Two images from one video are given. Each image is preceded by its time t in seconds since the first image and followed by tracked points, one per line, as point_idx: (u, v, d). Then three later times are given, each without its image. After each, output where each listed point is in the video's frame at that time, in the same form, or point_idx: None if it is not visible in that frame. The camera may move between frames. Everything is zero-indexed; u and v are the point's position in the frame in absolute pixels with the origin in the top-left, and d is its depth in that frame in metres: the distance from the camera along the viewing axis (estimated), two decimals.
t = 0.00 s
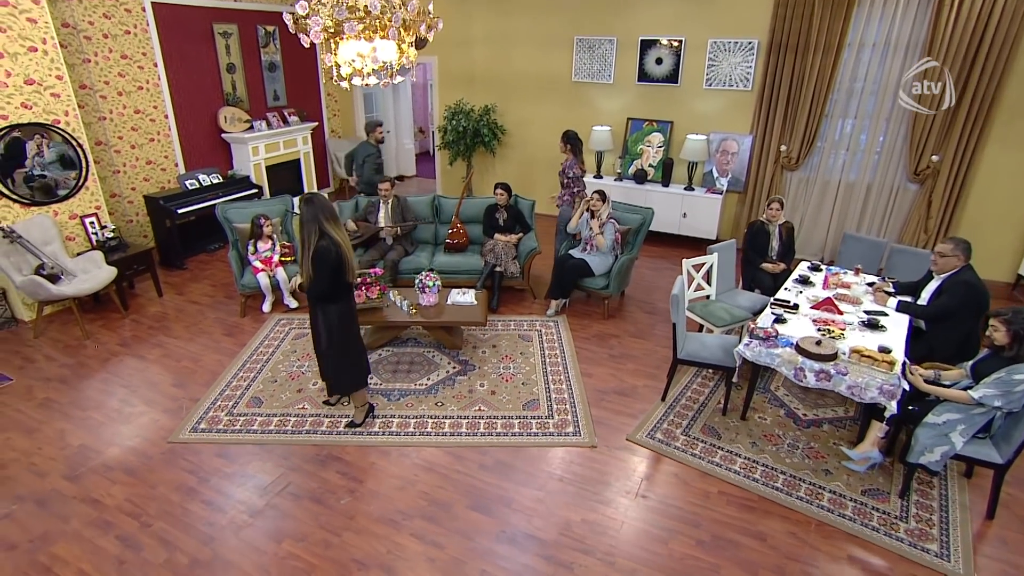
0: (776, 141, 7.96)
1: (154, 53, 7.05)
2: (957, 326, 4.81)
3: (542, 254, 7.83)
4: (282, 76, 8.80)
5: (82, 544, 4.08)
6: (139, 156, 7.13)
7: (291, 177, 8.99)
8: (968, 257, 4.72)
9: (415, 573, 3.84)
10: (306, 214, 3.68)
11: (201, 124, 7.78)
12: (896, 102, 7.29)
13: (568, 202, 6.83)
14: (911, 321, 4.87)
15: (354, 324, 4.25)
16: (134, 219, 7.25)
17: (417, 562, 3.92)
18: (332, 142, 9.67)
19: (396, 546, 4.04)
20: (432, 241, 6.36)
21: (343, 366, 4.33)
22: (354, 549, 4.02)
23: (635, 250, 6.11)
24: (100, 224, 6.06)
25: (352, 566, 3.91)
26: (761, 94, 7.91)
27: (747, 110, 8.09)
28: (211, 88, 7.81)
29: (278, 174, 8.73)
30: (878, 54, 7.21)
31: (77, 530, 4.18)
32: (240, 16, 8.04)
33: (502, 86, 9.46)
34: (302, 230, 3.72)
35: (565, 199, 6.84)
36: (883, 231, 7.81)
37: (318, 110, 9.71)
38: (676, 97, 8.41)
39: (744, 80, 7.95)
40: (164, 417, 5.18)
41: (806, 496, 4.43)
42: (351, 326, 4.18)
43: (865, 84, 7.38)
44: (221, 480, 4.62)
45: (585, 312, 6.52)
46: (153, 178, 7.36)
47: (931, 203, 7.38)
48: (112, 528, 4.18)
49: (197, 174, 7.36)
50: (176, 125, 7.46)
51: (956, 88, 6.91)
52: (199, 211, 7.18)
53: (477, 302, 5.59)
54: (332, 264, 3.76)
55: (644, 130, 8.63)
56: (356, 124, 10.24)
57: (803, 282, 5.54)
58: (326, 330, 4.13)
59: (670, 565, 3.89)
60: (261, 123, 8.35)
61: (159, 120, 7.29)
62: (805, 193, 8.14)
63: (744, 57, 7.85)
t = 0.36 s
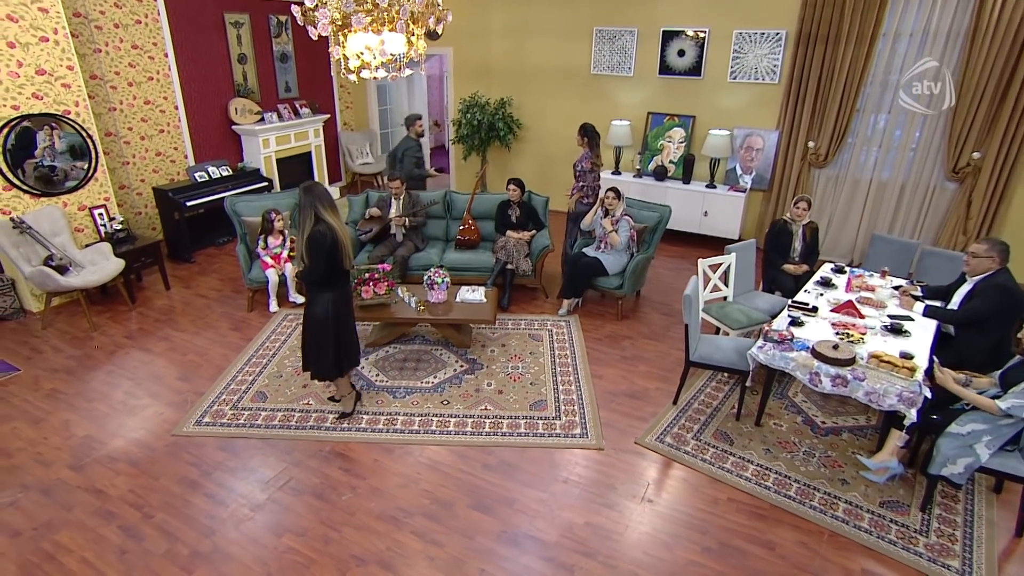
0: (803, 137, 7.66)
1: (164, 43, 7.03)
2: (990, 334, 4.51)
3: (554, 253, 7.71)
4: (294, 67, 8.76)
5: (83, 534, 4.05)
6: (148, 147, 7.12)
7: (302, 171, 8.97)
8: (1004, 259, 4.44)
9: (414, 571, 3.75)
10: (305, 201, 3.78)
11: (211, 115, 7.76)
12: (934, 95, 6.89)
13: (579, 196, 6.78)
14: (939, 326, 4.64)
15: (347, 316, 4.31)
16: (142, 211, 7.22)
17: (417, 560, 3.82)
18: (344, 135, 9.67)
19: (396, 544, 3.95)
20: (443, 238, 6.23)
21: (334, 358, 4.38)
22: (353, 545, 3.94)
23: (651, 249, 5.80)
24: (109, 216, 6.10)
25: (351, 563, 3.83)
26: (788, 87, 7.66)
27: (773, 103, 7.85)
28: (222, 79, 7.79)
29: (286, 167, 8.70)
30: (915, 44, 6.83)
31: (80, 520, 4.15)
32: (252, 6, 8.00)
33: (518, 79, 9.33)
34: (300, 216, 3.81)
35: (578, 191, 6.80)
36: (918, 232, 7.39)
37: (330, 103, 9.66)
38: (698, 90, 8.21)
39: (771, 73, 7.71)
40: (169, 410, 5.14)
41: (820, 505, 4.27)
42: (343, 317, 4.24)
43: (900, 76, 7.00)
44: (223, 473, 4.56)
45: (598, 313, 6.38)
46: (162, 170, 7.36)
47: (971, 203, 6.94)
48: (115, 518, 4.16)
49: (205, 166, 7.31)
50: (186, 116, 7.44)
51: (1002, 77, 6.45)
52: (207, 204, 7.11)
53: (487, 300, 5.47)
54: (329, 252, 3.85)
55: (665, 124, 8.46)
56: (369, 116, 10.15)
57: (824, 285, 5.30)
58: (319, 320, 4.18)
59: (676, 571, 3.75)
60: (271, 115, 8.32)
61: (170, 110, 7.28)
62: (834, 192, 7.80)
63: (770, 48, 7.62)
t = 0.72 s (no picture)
0: (837, 131, 7.31)
1: (174, 30, 6.96)
2: None
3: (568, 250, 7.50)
4: (307, 55, 8.65)
5: (84, 526, 3.98)
6: (156, 137, 7.08)
7: (314, 163, 8.87)
8: None
9: (415, 570, 3.64)
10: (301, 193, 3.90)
11: (222, 105, 7.68)
12: (983, 86, 6.48)
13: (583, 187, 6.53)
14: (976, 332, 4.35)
15: (346, 313, 4.37)
16: (150, 202, 7.21)
17: (418, 560, 3.71)
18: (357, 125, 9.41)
19: (398, 542, 3.85)
20: (457, 234, 6.05)
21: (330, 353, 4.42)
22: (354, 543, 3.84)
23: (672, 248, 5.43)
24: (116, 207, 6.05)
25: (351, 561, 3.73)
26: (823, 78, 7.29)
27: (807, 95, 7.49)
28: (233, 69, 7.71)
29: (298, 159, 8.59)
30: (964, 31, 6.44)
31: (81, 512, 4.09)
32: None
33: (538, 69, 9.14)
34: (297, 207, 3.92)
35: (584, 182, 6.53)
36: (963, 233, 6.94)
37: (343, 93, 9.55)
38: (727, 81, 7.89)
39: (804, 63, 7.37)
40: (173, 403, 5.05)
41: (840, 518, 4.06)
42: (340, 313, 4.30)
43: (947, 66, 6.61)
44: (226, 468, 4.47)
45: (615, 313, 6.18)
46: (171, 160, 7.30)
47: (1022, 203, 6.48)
48: (117, 510, 4.09)
49: (215, 157, 7.22)
50: (196, 105, 7.37)
51: None
52: (216, 194, 7.05)
53: (499, 298, 5.31)
54: (324, 245, 3.93)
55: (691, 118, 8.18)
56: (383, 107, 9.99)
57: (853, 287, 5.06)
58: (314, 314, 4.24)
59: None
60: (283, 104, 8.22)
61: (180, 99, 7.21)
62: (870, 190, 7.40)
63: (804, 37, 7.29)
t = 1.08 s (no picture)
0: (880, 124, 6.82)
1: (187, 16, 6.87)
2: None
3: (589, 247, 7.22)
4: (323, 43, 8.48)
5: (89, 517, 3.96)
6: (167, 125, 6.97)
7: (329, 154, 8.69)
8: None
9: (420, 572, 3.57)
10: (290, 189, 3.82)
11: (235, 94, 7.56)
12: None
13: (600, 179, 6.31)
14: None
15: (340, 313, 4.27)
16: (160, 192, 7.10)
17: (423, 561, 3.64)
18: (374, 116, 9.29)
19: (403, 543, 3.77)
20: (474, 229, 5.86)
21: (323, 352, 4.35)
22: (358, 542, 3.77)
23: (698, 247, 5.05)
24: (126, 196, 5.94)
25: (356, 560, 3.66)
26: (866, 67, 6.80)
27: (848, 86, 7.01)
28: (247, 56, 7.59)
29: (312, 150, 8.42)
30: None
31: (85, 504, 4.05)
32: None
33: (561, 57, 8.71)
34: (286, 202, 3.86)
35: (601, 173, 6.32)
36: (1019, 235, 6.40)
37: (360, 82, 9.34)
38: (761, 72, 7.44)
39: (846, 51, 6.89)
40: (179, 397, 4.97)
41: (869, 533, 3.83)
42: (333, 313, 4.20)
43: (1004, 53, 6.10)
44: (232, 463, 4.39)
45: (636, 314, 5.94)
46: (183, 150, 7.19)
47: None
48: (121, 502, 4.06)
49: (228, 147, 7.08)
50: (208, 93, 7.25)
51: None
52: (228, 185, 6.91)
53: (515, 295, 5.13)
54: (312, 242, 3.85)
55: (722, 110, 7.72)
56: (401, 96, 9.75)
57: (889, 290, 4.79)
58: (305, 312, 4.18)
59: None
60: (297, 93, 8.07)
61: (192, 87, 7.10)
62: (915, 187, 6.88)
63: (846, 24, 6.82)
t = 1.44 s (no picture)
0: (930, 117, 6.40)
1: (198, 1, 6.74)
2: None
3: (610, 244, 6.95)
4: (338, 29, 8.31)
5: (92, 511, 3.89)
6: (178, 113, 6.84)
7: (342, 144, 8.51)
8: None
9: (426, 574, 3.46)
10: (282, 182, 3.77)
11: (248, 81, 7.43)
12: None
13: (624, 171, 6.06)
14: None
15: (339, 310, 4.18)
16: (169, 182, 6.94)
17: (431, 563, 3.53)
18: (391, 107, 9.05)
19: (409, 544, 3.66)
20: (491, 224, 5.65)
21: (321, 350, 4.25)
22: (364, 542, 3.66)
23: (727, 245, 4.75)
24: (134, 186, 5.82)
25: (362, 561, 3.56)
26: (914, 55, 6.40)
27: (894, 75, 6.61)
28: (260, 42, 7.45)
29: (325, 140, 8.24)
30: None
31: (88, 498, 3.98)
32: None
33: (587, 44, 8.36)
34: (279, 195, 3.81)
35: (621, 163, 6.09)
36: None
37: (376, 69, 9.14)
38: (799, 60, 7.07)
39: (892, 38, 6.50)
40: (186, 392, 4.86)
41: (902, 550, 3.60)
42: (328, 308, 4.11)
43: None
44: (237, 460, 4.28)
45: (660, 316, 5.67)
46: (192, 139, 7.03)
47: None
48: (125, 497, 3.98)
49: (238, 137, 6.97)
50: (219, 80, 7.12)
51: None
52: (239, 176, 6.78)
53: (532, 293, 4.94)
54: (304, 237, 3.77)
55: (757, 101, 7.35)
56: (419, 85, 9.54)
57: (931, 293, 4.52)
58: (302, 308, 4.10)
59: None
60: (311, 82, 7.91)
61: (204, 74, 6.97)
62: (967, 184, 6.47)
63: (893, 8, 6.43)
